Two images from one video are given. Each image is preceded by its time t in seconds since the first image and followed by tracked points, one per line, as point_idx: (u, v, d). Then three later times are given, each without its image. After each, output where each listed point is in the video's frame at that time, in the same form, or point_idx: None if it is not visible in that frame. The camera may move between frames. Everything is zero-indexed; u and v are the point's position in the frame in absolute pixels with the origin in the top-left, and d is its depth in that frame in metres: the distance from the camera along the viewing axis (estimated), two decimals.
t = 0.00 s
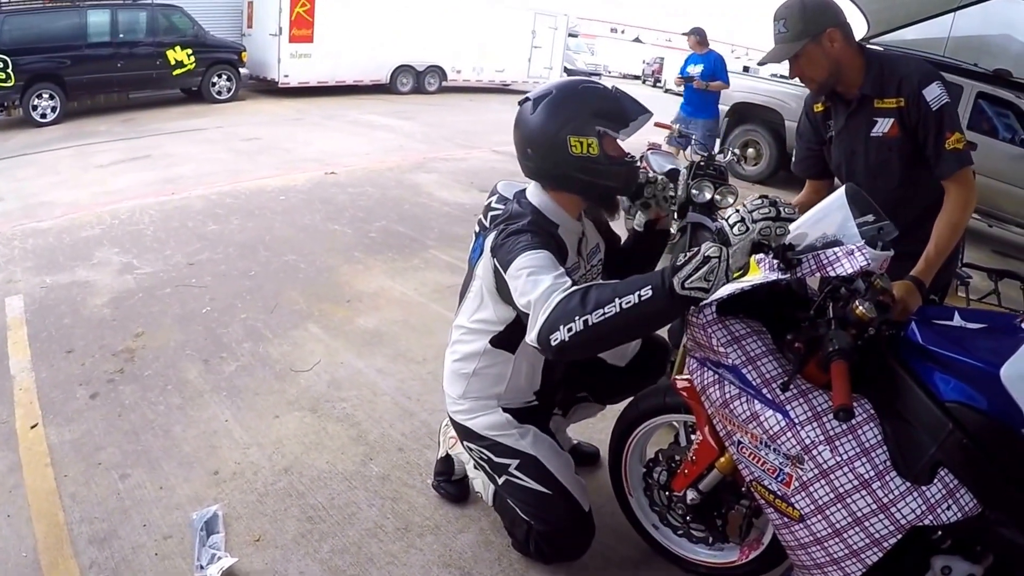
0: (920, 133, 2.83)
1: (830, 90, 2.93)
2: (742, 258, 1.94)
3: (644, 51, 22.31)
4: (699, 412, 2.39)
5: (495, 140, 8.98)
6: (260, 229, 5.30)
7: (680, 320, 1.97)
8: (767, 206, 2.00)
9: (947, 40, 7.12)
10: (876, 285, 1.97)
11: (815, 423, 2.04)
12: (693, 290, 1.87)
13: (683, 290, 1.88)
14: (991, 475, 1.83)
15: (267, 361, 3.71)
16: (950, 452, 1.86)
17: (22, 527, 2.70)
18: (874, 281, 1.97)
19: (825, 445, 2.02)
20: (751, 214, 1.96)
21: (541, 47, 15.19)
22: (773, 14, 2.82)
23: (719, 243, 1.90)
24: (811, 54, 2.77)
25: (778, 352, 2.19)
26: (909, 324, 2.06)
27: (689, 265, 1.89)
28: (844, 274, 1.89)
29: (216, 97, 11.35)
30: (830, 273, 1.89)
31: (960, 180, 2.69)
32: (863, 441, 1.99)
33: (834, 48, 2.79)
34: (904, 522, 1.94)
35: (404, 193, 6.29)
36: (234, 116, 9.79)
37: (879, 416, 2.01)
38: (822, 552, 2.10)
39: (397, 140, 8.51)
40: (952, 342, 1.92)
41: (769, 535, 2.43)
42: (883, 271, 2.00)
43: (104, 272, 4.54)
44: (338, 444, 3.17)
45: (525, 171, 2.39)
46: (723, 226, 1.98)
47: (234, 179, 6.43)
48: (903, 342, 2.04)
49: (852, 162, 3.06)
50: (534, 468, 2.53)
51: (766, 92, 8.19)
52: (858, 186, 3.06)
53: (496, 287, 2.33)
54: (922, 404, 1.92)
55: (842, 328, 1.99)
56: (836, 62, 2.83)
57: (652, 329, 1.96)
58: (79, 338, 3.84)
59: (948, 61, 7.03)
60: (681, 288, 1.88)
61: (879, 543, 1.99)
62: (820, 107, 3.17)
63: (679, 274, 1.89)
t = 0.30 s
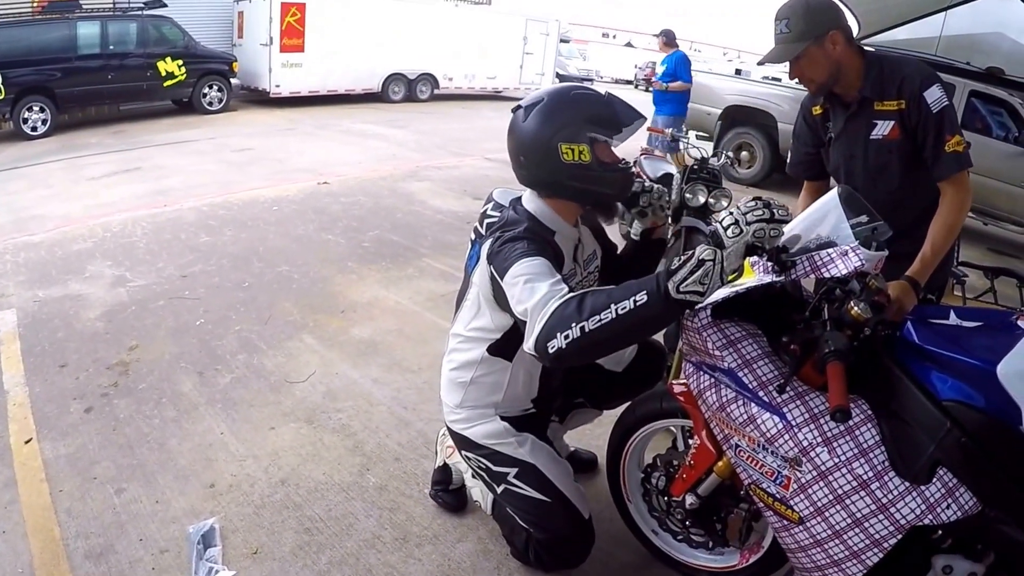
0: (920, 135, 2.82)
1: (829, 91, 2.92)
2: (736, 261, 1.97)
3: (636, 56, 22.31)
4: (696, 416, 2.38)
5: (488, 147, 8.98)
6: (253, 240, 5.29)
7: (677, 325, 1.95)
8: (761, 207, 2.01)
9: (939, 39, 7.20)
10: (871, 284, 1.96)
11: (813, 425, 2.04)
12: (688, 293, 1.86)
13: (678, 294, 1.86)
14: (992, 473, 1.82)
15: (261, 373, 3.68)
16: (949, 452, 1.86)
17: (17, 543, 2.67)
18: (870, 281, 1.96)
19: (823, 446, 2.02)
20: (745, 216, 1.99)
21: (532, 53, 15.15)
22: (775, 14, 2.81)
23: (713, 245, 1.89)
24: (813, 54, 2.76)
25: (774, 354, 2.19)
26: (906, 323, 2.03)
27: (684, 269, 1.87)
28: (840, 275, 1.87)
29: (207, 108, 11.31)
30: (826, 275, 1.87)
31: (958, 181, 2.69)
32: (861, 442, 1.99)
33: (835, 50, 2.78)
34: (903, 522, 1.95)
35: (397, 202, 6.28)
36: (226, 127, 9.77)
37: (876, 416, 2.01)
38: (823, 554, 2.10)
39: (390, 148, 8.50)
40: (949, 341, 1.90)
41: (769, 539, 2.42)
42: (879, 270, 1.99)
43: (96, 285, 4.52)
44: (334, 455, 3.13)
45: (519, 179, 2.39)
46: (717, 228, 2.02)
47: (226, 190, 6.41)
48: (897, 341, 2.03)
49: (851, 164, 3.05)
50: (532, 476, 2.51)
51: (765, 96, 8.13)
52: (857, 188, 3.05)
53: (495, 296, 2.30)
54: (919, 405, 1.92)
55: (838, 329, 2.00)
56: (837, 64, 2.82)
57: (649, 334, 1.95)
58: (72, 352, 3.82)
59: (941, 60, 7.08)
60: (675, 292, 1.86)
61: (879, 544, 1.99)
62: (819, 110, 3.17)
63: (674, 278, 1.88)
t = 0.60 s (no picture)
0: (914, 135, 2.83)
1: (823, 93, 2.91)
2: (729, 265, 1.89)
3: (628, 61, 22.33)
4: (693, 421, 2.38)
5: (481, 155, 8.99)
6: (246, 251, 5.27)
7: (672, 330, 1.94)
8: (754, 212, 2.00)
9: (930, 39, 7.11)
10: (866, 284, 1.99)
11: (810, 427, 2.04)
12: (682, 298, 1.84)
13: (672, 299, 1.85)
14: (990, 469, 1.83)
15: (256, 385, 3.66)
16: (947, 451, 1.87)
17: (12, 559, 2.63)
18: (864, 281, 1.99)
19: (821, 448, 2.02)
20: (737, 220, 1.97)
21: (524, 60, 15.13)
22: (769, 16, 2.77)
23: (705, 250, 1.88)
24: (812, 58, 2.74)
25: (770, 357, 2.18)
26: (901, 322, 2.05)
27: (678, 274, 1.86)
28: (833, 276, 1.88)
29: (198, 118, 11.33)
30: (820, 276, 1.88)
31: (951, 180, 2.69)
32: (858, 443, 2.00)
33: (832, 52, 2.78)
34: (903, 522, 1.95)
35: (390, 211, 6.27)
36: (217, 138, 9.76)
37: (873, 417, 2.02)
38: (823, 556, 2.10)
39: (382, 157, 8.49)
40: (945, 340, 1.92)
41: (769, 541, 2.42)
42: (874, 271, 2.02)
43: (90, 299, 4.50)
44: (331, 466, 3.10)
45: (508, 188, 2.38)
46: (710, 232, 1.99)
47: (219, 201, 6.40)
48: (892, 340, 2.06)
49: (845, 164, 3.05)
50: (529, 484, 2.47)
51: (758, 99, 8.13)
52: (851, 189, 3.04)
53: (484, 306, 2.29)
54: (917, 404, 1.92)
55: (833, 331, 2.00)
56: (833, 66, 2.82)
57: (645, 340, 1.94)
58: (66, 366, 3.80)
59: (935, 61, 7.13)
60: (670, 297, 1.85)
61: (879, 544, 1.99)
62: (813, 110, 3.17)
63: (668, 284, 1.86)
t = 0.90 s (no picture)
0: (905, 139, 2.83)
1: (818, 93, 2.92)
2: (723, 266, 1.92)
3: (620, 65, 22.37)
4: (690, 424, 2.37)
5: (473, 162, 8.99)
6: (239, 262, 5.26)
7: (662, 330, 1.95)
8: (748, 213, 1.95)
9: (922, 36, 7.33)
10: (860, 285, 1.99)
11: (807, 428, 2.04)
12: (674, 301, 1.85)
13: (662, 302, 1.86)
14: (989, 467, 1.86)
15: (251, 397, 3.63)
16: (945, 448, 1.89)
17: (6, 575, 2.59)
18: (859, 282, 1.99)
19: (818, 449, 2.02)
20: (731, 222, 1.92)
21: (515, 66, 15.13)
22: (771, 14, 2.76)
23: (698, 252, 1.89)
24: (808, 62, 2.74)
25: (765, 358, 2.17)
26: (897, 322, 2.07)
27: (668, 277, 1.86)
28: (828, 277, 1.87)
29: (189, 129, 11.22)
30: (815, 276, 1.87)
31: (945, 182, 2.68)
32: (856, 443, 2.00)
33: (830, 54, 2.77)
34: (902, 521, 1.95)
35: (383, 219, 6.26)
36: (209, 149, 9.74)
37: (870, 416, 2.02)
38: (823, 557, 2.09)
39: (375, 166, 8.48)
40: (943, 339, 1.94)
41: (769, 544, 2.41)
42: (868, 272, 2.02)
43: (83, 312, 4.48)
44: (327, 477, 3.07)
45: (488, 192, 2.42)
46: (704, 235, 1.94)
47: (211, 213, 6.38)
48: (889, 339, 2.07)
49: (838, 166, 3.05)
50: (522, 492, 2.45)
51: (748, 100, 8.21)
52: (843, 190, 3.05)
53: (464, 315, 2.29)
54: (915, 402, 1.94)
55: (829, 331, 1.99)
56: (829, 67, 2.81)
57: (634, 341, 1.94)
58: (60, 381, 3.77)
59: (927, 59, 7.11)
60: (661, 300, 1.86)
61: (878, 544, 1.99)
62: (801, 111, 3.14)
63: (659, 286, 1.87)
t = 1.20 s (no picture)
0: (918, 128, 2.84)
1: (841, 70, 2.88)
2: (710, 265, 1.89)
3: (606, 68, 22.42)
4: (680, 426, 2.36)
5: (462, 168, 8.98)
6: (227, 273, 5.24)
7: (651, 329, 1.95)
8: (734, 210, 1.94)
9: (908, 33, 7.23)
10: (850, 282, 1.96)
11: (797, 427, 2.04)
12: (661, 301, 1.85)
13: (650, 302, 1.86)
14: (985, 463, 1.87)
15: (241, 408, 3.60)
16: (936, 444, 1.90)
17: None
18: (847, 279, 1.96)
19: (809, 447, 2.02)
20: (718, 221, 1.90)
21: (502, 70, 15.10)
22: None
23: (686, 251, 1.88)
24: (851, 31, 2.71)
25: (755, 358, 2.17)
26: (886, 320, 2.11)
27: (656, 276, 1.87)
28: (815, 274, 1.90)
29: (175, 140, 11.28)
30: (804, 274, 1.89)
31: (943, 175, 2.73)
32: (846, 441, 2.01)
33: (866, 31, 2.77)
34: (896, 518, 1.95)
35: (371, 228, 6.26)
36: (197, 160, 9.71)
37: (860, 415, 2.04)
38: (817, 556, 2.08)
39: (362, 174, 8.48)
40: (933, 335, 1.97)
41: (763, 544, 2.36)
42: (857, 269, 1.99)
43: (70, 327, 4.45)
44: (319, 487, 3.04)
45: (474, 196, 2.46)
46: (690, 233, 1.91)
47: (198, 224, 6.36)
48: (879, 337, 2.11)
49: (846, 150, 3.02)
50: (512, 498, 2.43)
51: (735, 100, 8.26)
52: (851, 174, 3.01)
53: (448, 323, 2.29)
54: (905, 398, 1.96)
55: (819, 329, 1.98)
56: (863, 45, 2.80)
57: (618, 341, 1.95)
58: (48, 396, 3.74)
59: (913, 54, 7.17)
60: (648, 300, 1.86)
61: (872, 541, 1.99)
62: (815, 88, 3.08)
63: (646, 285, 1.87)
